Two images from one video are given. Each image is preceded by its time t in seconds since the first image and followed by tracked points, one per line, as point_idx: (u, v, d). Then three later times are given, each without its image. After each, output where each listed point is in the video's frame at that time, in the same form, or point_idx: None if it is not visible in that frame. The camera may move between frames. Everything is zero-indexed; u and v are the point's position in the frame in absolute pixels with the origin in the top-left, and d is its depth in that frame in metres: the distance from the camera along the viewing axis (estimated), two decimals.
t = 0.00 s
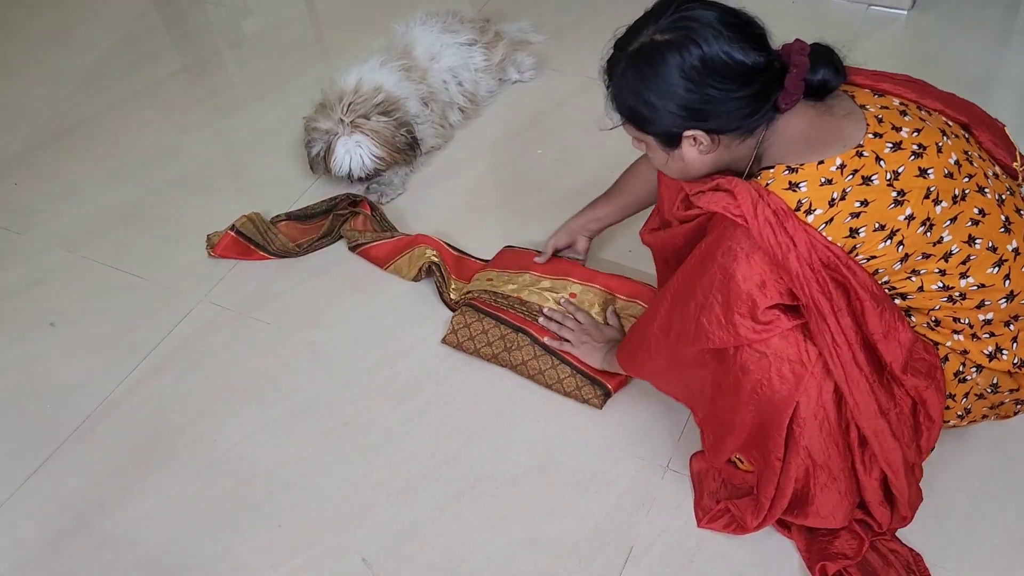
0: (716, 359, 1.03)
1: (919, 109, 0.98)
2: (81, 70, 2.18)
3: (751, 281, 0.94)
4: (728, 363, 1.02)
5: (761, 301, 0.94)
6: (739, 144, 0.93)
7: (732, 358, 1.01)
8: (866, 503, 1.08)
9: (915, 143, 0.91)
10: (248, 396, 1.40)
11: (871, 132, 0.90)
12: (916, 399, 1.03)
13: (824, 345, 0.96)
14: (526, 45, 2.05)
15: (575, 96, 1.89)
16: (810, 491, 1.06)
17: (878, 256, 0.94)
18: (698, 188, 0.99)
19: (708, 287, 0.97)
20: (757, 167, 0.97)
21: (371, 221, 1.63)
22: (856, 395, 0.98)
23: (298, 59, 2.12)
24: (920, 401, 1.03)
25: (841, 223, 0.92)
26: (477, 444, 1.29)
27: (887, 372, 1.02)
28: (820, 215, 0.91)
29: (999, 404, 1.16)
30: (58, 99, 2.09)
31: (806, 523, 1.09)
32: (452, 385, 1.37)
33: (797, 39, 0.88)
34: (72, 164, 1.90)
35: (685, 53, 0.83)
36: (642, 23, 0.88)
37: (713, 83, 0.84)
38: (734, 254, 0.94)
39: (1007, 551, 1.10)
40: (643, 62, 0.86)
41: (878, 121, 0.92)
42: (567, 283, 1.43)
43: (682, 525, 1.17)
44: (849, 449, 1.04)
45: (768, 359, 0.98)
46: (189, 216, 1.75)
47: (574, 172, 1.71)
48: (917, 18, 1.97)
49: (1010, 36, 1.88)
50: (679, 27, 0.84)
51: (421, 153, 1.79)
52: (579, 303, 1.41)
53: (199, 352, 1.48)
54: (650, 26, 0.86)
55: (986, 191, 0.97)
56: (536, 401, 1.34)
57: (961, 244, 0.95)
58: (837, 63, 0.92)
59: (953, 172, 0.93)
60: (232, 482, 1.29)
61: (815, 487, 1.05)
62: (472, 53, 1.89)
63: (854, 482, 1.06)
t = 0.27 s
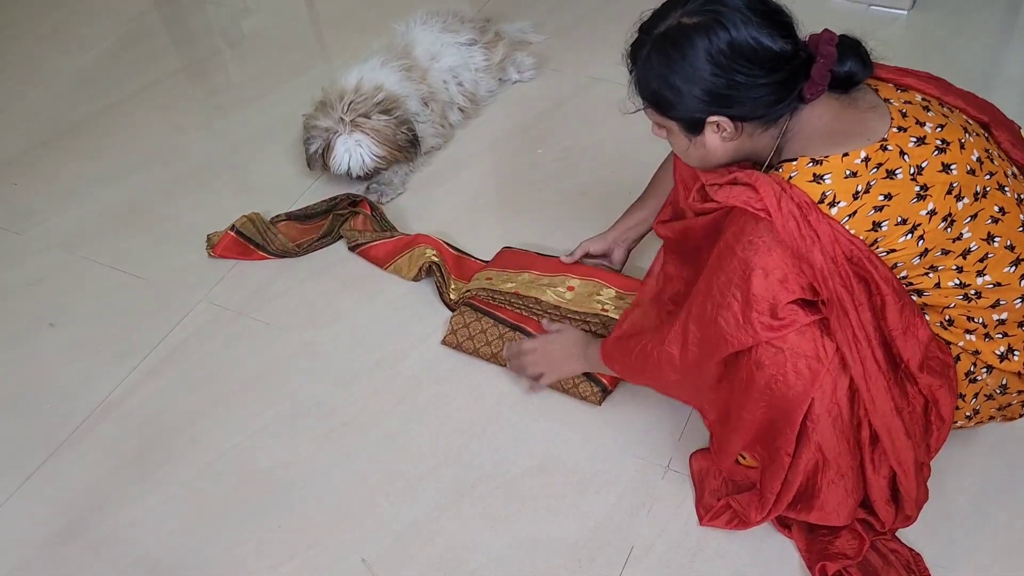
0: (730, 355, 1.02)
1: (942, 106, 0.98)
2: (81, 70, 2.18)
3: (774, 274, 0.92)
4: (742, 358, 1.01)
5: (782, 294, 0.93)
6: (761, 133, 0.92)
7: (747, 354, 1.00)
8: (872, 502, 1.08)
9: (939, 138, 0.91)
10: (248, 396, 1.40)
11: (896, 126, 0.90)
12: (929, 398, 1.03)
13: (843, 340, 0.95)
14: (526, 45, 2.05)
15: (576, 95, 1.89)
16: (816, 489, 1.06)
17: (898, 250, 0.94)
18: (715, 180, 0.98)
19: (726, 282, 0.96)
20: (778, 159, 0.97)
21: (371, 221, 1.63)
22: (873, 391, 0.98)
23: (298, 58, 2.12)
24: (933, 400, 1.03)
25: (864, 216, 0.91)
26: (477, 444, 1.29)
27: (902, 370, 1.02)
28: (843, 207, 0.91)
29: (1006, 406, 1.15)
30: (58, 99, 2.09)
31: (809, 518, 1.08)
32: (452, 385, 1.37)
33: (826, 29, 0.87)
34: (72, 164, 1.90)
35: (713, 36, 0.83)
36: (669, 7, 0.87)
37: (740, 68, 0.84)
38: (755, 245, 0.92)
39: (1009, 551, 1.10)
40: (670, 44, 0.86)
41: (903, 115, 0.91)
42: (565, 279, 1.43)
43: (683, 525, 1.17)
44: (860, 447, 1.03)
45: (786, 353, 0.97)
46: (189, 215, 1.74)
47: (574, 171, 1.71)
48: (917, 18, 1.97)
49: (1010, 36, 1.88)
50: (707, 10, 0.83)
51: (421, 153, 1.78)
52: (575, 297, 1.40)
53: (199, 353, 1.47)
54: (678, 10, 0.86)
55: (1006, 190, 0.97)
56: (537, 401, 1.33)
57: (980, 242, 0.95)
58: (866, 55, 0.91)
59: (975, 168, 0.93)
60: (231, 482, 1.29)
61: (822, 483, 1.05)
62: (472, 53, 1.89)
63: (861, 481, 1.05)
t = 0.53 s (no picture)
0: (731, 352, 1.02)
1: (945, 106, 0.99)
2: (81, 70, 2.18)
3: (774, 271, 0.93)
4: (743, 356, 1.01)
5: (783, 291, 0.93)
6: (765, 129, 0.92)
7: (748, 351, 1.00)
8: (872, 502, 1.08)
9: (942, 137, 0.91)
10: (248, 397, 1.40)
11: (898, 124, 0.90)
12: (929, 398, 1.03)
13: (844, 338, 0.95)
14: (525, 45, 2.05)
15: (575, 95, 1.90)
16: (817, 488, 1.06)
17: (899, 248, 0.95)
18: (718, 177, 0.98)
19: (728, 279, 0.96)
20: (782, 156, 0.97)
21: (372, 221, 1.63)
22: (874, 389, 0.98)
23: (298, 59, 2.12)
24: (933, 400, 1.03)
25: (865, 214, 0.92)
26: (477, 444, 1.29)
27: (902, 370, 1.02)
28: (845, 205, 0.91)
29: (1006, 408, 1.15)
30: (57, 99, 2.09)
31: (812, 519, 1.08)
32: (453, 385, 1.37)
33: (831, 26, 0.87)
34: (72, 165, 1.90)
35: (719, 31, 0.84)
36: (675, 2, 0.88)
37: (746, 62, 0.84)
38: (756, 242, 0.92)
39: (1008, 550, 1.11)
40: (675, 39, 0.86)
41: (905, 114, 0.92)
42: (570, 258, 1.43)
43: (683, 524, 1.17)
44: (859, 446, 1.03)
45: (787, 350, 0.97)
46: (189, 216, 1.74)
47: (574, 171, 1.72)
48: (916, 18, 1.98)
49: (1008, 36, 1.89)
50: (713, 5, 0.84)
51: (421, 153, 1.79)
52: (586, 274, 1.41)
53: (199, 353, 1.48)
54: (684, 4, 0.87)
55: (1008, 191, 0.97)
56: (537, 401, 1.34)
57: (981, 242, 0.96)
58: (869, 53, 0.92)
59: (978, 168, 0.94)
60: (231, 482, 1.29)
61: (822, 484, 1.05)
62: (472, 53, 1.89)
63: (861, 481, 1.06)
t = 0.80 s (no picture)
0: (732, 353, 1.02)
1: (944, 106, 0.99)
2: (81, 70, 2.18)
3: (774, 271, 0.92)
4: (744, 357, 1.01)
5: (783, 291, 0.93)
6: (764, 130, 0.93)
7: (748, 352, 1.00)
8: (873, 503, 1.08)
9: (940, 138, 0.91)
10: (248, 396, 1.40)
11: (897, 125, 0.90)
12: (931, 398, 1.03)
13: (845, 339, 0.95)
14: (526, 45, 2.05)
15: (576, 95, 1.90)
16: (819, 488, 1.06)
17: (899, 248, 0.94)
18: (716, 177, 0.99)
19: (727, 280, 0.96)
20: (780, 158, 0.97)
21: (383, 228, 1.61)
22: (875, 390, 0.97)
23: (298, 58, 2.12)
24: (935, 400, 1.03)
25: (863, 215, 0.91)
26: (477, 444, 1.29)
27: (904, 370, 1.02)
28: (844, 205, 0.91)
29: (1007, 408, 1.15)
30: (58, 99, 2.09)
31: (814, 521, 1.08)
32: (452, 385, 1.37)
33: (830, 27, 0.87)
34: (72, 164, 1.90)
35: (718, 32, 0.83)
36: (674, 3, 0.88)
37: (745, 64, 0.84)
38: (757, 243, 0.92)
39: (1008, 551, 1.10)
40: (675, 40, 0.86)
41: (904, 115, 0.91)
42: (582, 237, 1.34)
43: (682, 525, 1.17)
44: (862, 447, 1.03)
45: (788, 351, 0.96)
46: (189, 216, 1.74)
47: (574, 171, 1.72)
48: (916, 18, 1.98)
49: (1009, 36, 1.89)
50: (713, 6, 0.84)
51: (421, 153, 1.79)
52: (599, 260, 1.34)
53: (199, 353, 1.48)
54: (683, 6, 0.87)
55: (1007, 191, 0.97)
56: (537, 401, 1.34)
57: (981, 242, 0.95)
58: (869, 55, 0.92)
59: (977, 169, 0.93)
60: (231, 482, 1.29)
61: (825, 484, 1.05)
62: (472, 53, 1.89)
63: (862, 481, 1.06)
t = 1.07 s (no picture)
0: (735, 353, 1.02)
1: (950, 107, 0.99)
2: (81, 70, 2.18)
3: (778, 271, 0.92)
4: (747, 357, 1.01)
5: (786, 292, 0.93)
6: (771, 129, 0.93)
7: (751, 352, 1.00)
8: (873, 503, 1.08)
9: (946, 139, 0.91)
10: (248, 396, 1.40)
11: (903, 125, 0.90)
12: (932, 400, 1.03)
13: (848, 340, 0.95)
14: (526, 45, 2.05)
15: (576, 95, 1.90)
16: (819, 488, 1.06)
17: (903, 248, 0.94)
18: (720, 176, 0.99)
19: (731, 280, 0.96)
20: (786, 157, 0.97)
21: (384, 232, 1.61)
22: (877, 391, 0.97)
23: (298, 58, 2.12)
24: (936, 401, 1.03)
25: (869, 214, 0.91)
26: (477, 444, 1.29)
27: (906, 371, 1.02)
28: (849, 205, 0.91)
29: (1007, 410, 1.16)
30: (58, 99, 2.09)
31: (813, 521, 1.09)
32: (452, 385, 1.37)
33: (837, 25, 0.87)
34: (72, 164, 1.90)
35: (727, 31, 0.83)
36: (682, 2, 0.88)
37: (754, 63, 0.84)
38: (760, 243, 0.92)
39: (1009, 550, 1.10)
40: (683, 39, 0.86)
41: (910, 115, 0.91)
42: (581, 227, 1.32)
43: (683, 524, 1.17)
44: (862, 448, 1.03)
45: (791, 352, 0.96)
46: (189, 216, 1.74)
47: (574, 171, 1.72)
48: (916, 18, 1.98)
49: (1009, 36, 1.89)
50: (721, 5, 0.84)
51: (421, 153, 1.79)
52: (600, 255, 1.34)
53: (199, 353, 1.48)
54: (690, 4, 0.87)
55: (1012, 193, 0.97)
56: (538, 401, 1.33)
57: (985, 243, 0.95)
58: (876, 52, 0.92)
59: (982, 170, 0.93)
60: (231, 482, 1.29)
61: (826, 484, 1.05)
62: (472, 52, 1.89)
63: (862, 482, 1.06)
